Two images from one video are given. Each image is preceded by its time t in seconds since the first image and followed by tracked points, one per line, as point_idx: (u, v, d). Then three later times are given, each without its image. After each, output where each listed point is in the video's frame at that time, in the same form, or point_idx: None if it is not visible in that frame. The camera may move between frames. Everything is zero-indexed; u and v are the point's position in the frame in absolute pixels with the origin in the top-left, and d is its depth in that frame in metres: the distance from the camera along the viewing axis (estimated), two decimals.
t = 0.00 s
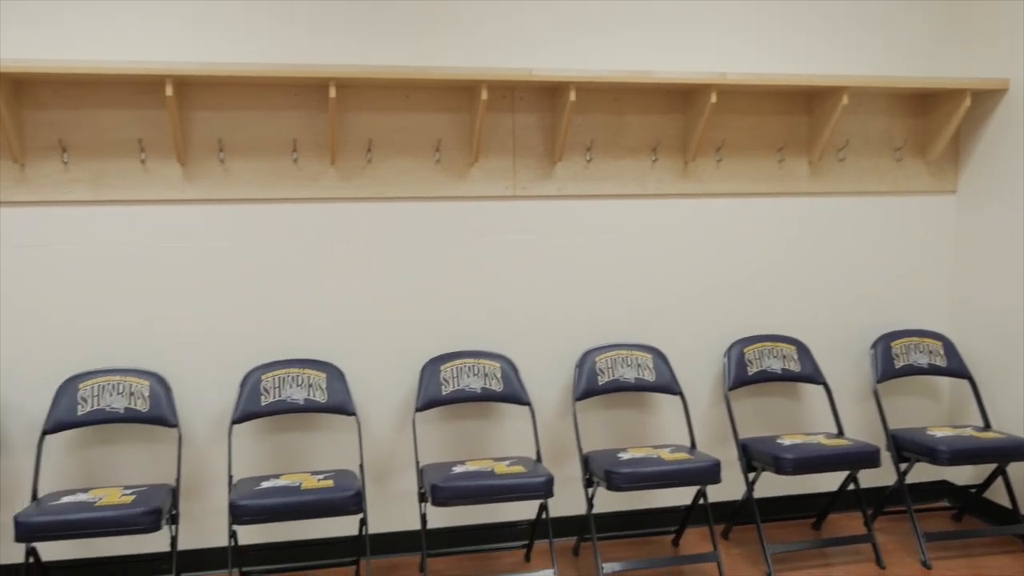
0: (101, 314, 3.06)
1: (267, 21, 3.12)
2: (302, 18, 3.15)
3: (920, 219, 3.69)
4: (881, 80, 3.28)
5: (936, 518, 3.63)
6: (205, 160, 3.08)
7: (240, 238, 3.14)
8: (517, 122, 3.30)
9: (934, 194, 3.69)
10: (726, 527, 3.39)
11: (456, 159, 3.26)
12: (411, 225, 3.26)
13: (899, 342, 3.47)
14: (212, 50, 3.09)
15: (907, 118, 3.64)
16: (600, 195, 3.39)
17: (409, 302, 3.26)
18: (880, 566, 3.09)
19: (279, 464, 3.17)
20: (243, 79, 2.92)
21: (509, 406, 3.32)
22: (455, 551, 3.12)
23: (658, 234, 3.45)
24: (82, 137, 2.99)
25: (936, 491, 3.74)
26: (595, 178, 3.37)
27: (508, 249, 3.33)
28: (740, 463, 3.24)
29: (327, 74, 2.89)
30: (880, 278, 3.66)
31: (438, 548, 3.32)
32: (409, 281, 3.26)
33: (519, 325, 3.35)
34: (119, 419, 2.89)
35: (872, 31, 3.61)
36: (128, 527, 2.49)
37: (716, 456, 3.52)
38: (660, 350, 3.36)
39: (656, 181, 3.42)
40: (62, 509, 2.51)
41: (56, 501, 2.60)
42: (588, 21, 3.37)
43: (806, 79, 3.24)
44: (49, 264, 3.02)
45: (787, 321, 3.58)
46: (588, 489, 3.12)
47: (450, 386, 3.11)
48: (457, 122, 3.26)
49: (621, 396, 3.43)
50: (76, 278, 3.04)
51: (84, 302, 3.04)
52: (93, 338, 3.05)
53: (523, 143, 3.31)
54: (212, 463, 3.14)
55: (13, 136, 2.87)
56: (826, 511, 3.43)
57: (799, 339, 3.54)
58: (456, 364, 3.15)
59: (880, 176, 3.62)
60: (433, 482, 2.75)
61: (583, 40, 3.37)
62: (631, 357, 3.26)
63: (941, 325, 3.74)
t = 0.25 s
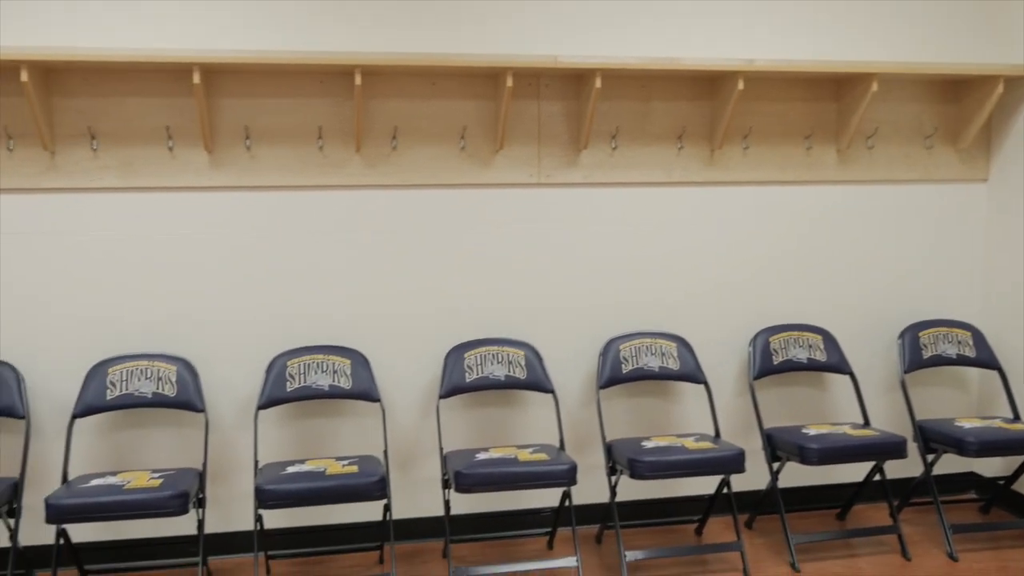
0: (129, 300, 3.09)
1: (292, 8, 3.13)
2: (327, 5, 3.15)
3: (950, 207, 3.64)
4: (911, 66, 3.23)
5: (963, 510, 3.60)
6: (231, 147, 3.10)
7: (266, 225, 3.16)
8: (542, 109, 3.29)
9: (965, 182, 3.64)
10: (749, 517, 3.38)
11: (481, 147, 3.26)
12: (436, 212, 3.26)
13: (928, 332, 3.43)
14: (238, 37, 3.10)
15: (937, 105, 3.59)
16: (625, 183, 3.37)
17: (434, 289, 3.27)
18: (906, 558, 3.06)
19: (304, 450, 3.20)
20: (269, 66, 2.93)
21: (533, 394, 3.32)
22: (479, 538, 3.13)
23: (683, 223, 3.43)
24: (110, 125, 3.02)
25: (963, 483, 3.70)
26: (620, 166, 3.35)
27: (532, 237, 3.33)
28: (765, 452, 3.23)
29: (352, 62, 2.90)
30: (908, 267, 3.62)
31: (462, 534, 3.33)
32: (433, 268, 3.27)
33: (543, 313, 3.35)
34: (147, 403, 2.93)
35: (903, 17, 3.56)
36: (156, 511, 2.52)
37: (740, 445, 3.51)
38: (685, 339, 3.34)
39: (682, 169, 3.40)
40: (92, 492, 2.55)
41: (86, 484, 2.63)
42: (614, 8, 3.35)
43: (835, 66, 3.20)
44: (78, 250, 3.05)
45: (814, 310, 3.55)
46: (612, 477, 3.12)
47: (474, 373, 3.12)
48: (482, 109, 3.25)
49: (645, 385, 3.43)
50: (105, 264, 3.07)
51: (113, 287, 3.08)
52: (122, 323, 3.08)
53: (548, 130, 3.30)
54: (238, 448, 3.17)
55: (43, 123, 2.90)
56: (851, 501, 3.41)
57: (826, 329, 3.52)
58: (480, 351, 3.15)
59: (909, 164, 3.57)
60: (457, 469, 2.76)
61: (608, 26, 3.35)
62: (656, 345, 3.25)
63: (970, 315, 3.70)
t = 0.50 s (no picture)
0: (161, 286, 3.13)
1: None
2: None
3: (985, 197, 3.58)
4: (946, 53, 3.18)
5: (995, 504, 3.55)
6: (261, 136, 3.12)
7: (295, 213, 3.17)
8: (570, 98, 3.28)
9: (1001, 171, 3.58)
10: (777, 508, 3.36)
11: (509, 135, 3.25)
12: (464, 201, 3.26)
13: (961, 324, 3.38)
14: (268, 26, 3.12)
15: (973, 92, 3.53)
16: (653, 172, 3.35)
17: (461, 278, 3.28)
18: (936, 552, 3.03)
19: (332, 436, 3.22)
20: (298, 55, 2.94)
21: (560, 383, 3.32)
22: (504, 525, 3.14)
23: (712, 212, 3.41)
24: (142, 113, 3.05)
25: (995, 477, 3.65)
26: (649, 154, 3.33)
27: (560, 226, 3.32)
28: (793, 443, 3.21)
29: (380, 50, 2.90)
30: (941, 258, 3.56)
31: (488, 522, 3.35)
32: (461, 257, 3.27)
33: (570, 302, 3.34)
34: (178, 388, 2.96)
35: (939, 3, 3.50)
36: (186, 494, 2.56)
37: (768, 436, 3.49)
38: (713, 328, 3.32)
39: (711, 158, 3.37)
40: (124, 475, 2.59)
41: (119, 468, 2.67)
42: None
43: (868, 53, 3.16)
44: (111, 236, 3.09)
45: (844, 301, 3.51)
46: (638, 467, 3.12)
47: (501, 362, 3.12)
48: (510, 97, 3.25)
49: (672, 375, 3.41)
50: (137, 250, 3.11)
51: (144, 273, 3.11)
52: (153, 309, 3.12)
53: (576, 119, 3.29)
54: (267, 434, 3.20)
55: (77, 111, 2.94)
56: (881, 494, 3.37)
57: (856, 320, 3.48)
58: (508, 340, 3.16)
59: (943, 153, 3.52)
60: (484, 456, 2.77)
61: (638, 13, 3.32)
62: (684, 335, 3.23)
63: (1004, 306, 3.64)
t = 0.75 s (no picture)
0: (194, 274, 3.16)
1: None
2: None
3: None
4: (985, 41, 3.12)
5: None
6: (293, 125, 3.14)
7: (326, 202, 3.19)
8: (601, 87, 3.26)
9: None
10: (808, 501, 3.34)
11: (539, 125, 3.24)
12: (494, 190, 3.26)
13: (997, 317, 3.33)
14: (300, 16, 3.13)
15: (1013, 81, 3.46)
16: (685, 161, 3.33)
17: (491, 267, 3.28)
18: (969, 547, 2.99)
19: (362, 424, 3.25)
20: (329, 44, 2.96)
21: (589, 373, 3.32)
22: (533, 515, 3.15)
23: (744, 202, 3.38)
24: (176, 103, 3.09)
25: None
26: (680, 144, 3.31)
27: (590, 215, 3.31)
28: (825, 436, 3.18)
29: (411, 39, 2.91)
30: (978, 249, 3.51)
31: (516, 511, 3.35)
32: (491, 246, 3.27)
33: (600, 292, 3.33)
34: (211, 375, 3.00)
35: None
36: (219, 480, 2.59)
37: (799, 428, 3.46)
38: (743, 319, 3.30)
39: (743, 147, 3.34)
40: (158, 460, 2.62)
41: (153, 453, 2.71)
42: None
43: (904, 40, 3.11)
44: (145, 224, 3.13)
45: (878, 292, 3.47)
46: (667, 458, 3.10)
47: (530, 352, 3.12)
48: (541, 86, 3.24)
49: (702, 366, 3.39)
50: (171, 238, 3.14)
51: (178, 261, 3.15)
52: (187, 297, 3.16)
53: (606, 108, 3.27)
54: (298, 421, 3.23)
55: (112, 101, 2.97)
56: (914, 488, 3.33)
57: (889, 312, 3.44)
58: (537, 330, 3.15)
59: (981, 143, 3.46)
60: (512, 446, 2.77)
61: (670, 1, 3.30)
62: (714, 326, 3.21)
63: None
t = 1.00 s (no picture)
0: (227, 262, 3.19)
1: None
2: None
3: None
4: None
5: None
6: (325, 115, 3.15)
7: (357, 192, 3.21)
8: (633, 77, 3.24)
9: None
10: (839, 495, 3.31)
11: (570, 115, 3.23)
12: (524, 180, 3.26)
13: None
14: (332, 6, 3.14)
15: None
16: (717, 152, 3.30)
17: (520, 257, 3.28)
18: (1004, 544, 2.95)
19: (392, 413, 3.26)
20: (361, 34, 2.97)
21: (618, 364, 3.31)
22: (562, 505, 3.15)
23: (776, 193, 3.35)
24: (209, 93, 3.11)
25: None
26: (713, 134, 3.29)
27: (620, 206, 3.30)
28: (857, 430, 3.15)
29: (442, 29, 2.91)
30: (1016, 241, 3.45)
31: (545, 501, 3.36)
32: (521, 236, 3.27)
33: (630, 283, 3.32)
34: (243, 363, 3.02)
35: None
36: (251, 467, 2.61)
37: (831, 422, 3.43)
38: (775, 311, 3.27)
39: (777, 138, 3.31)
40: (191, 447, 2.65)
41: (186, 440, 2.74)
42: None
43: (942, 29, 3.06)
44: (179, 213, 3.16)
45: (912, 285, 3.43)
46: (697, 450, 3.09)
47: (560, 342, 3.12)
48: (572, 76, 3.23)
49: (733, 358, 3.37)
50: (204, 227, 3.17)
51: (211, 250, 3.18)
52: (220, 285, 3.19)
53: (638, 98, 3.25)
54: (329, 410, 3.25)
55: (146, 91, 3.00)
56: (947, 483, 3.29)
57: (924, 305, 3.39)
58: (567, 321, 3.15)
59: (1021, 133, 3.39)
60: (541, 437, 2.78)
61: None
62: (745, 318, 3.19)
63: None
